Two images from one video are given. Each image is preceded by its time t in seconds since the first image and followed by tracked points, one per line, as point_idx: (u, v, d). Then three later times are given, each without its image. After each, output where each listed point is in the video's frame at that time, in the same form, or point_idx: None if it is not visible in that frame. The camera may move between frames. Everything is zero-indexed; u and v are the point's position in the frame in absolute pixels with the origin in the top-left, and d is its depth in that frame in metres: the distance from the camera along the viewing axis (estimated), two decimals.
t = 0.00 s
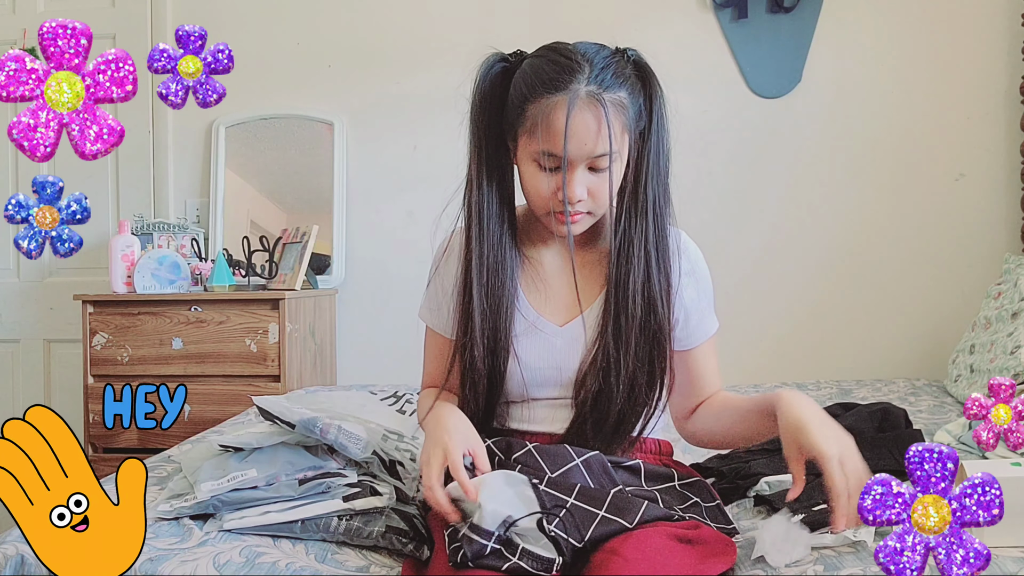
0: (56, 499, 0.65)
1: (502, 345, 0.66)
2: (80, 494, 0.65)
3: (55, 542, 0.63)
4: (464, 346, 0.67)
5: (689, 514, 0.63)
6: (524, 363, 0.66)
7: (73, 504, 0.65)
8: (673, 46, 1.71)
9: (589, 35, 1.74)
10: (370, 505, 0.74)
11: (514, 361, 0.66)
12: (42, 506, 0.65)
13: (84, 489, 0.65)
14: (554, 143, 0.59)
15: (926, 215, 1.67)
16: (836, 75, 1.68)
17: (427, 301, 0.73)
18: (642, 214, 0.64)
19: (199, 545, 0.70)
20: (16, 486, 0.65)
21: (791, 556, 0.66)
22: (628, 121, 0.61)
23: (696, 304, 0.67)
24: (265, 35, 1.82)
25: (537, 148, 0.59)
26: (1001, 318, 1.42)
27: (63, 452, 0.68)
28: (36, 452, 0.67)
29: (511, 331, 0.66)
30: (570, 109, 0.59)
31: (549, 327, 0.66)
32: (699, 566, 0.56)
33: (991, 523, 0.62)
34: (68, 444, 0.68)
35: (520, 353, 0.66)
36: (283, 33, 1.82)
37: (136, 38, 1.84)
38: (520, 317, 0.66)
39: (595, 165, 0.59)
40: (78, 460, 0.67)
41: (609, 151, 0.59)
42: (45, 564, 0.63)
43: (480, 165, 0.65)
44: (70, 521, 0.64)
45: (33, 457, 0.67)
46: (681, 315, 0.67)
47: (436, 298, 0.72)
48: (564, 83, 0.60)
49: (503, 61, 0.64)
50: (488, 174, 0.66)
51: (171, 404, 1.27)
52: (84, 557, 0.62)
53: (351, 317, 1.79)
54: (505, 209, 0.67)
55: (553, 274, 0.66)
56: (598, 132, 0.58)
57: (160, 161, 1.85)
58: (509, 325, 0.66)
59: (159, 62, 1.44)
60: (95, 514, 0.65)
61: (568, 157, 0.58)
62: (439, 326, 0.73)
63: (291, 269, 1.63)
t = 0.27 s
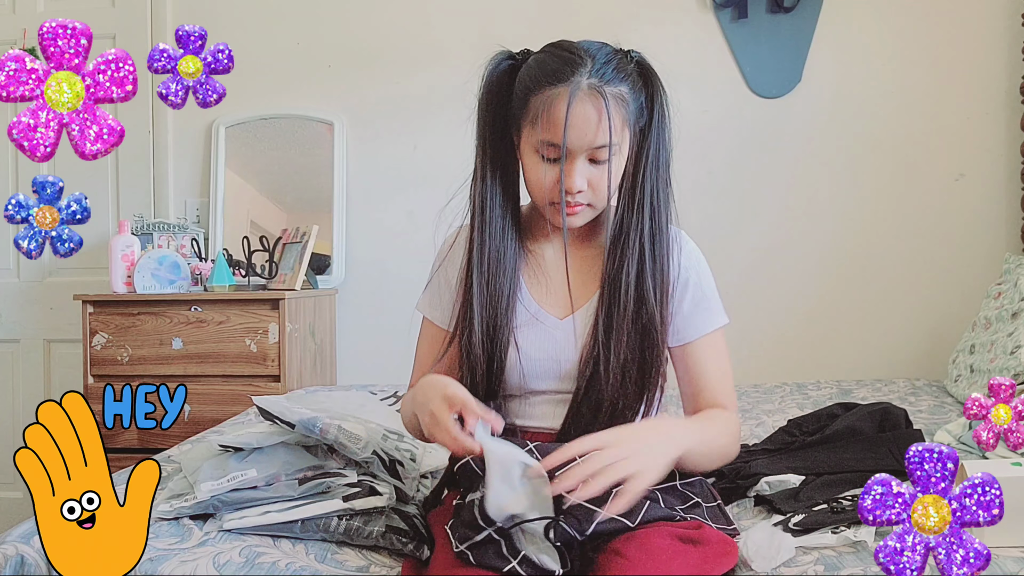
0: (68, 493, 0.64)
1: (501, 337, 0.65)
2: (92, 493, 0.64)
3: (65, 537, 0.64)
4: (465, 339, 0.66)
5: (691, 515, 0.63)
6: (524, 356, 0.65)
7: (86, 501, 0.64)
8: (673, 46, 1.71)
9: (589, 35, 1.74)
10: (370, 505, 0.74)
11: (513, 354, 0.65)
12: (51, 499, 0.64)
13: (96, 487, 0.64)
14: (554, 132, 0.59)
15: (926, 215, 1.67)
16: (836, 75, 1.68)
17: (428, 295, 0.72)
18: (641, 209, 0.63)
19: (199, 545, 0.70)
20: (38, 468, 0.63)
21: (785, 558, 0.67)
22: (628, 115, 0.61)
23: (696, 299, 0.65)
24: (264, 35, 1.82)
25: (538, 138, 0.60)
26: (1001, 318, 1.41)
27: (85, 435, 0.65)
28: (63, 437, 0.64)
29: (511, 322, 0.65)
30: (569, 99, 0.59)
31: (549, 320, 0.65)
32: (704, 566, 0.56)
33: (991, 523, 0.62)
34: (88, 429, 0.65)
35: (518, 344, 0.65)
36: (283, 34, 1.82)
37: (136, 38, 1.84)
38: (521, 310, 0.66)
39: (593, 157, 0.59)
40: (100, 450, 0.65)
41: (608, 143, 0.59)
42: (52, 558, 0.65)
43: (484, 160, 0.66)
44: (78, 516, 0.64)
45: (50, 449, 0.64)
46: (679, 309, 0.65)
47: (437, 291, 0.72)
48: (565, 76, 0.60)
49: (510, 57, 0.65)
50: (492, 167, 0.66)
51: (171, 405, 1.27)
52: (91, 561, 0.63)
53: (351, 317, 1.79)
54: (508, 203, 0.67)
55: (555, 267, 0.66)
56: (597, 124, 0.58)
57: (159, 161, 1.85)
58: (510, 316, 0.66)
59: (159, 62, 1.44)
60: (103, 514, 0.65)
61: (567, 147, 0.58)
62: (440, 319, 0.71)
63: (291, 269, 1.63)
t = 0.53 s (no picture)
0: (79, 489, 0.64)
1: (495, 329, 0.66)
2: (102, 491, 0.64)
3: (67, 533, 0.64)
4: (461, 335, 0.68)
5: (688, 513, 0.64)
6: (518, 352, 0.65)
7: (94, 500, 0.64)
8: (674, 46, 1.71)
9: (589, 36, 1.74)
10: (369, 505, 0.74)
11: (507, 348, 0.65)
12: (60, 494, 0.64)
13: (107, 486, 0.65)
14: (545, 121, 0.58)
15: (926, 215, 1.67)
16: (836, 75, 1.68)
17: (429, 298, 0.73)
18: (636, 204, 0.63)
19: (199, 545, 0.70)
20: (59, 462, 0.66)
21: (782, 559, 0.68)
22: (622, 109, 0.60)
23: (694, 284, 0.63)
24: (264, 35, 1.82)
25: (530, 128, 0.59)
26: (1001, 318, 1.41)
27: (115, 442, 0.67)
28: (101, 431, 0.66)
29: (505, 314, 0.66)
30: (561, 89, 0.58)
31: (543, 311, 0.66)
32: (701, 567, 0.55)
33: (991, 523, 0.62)
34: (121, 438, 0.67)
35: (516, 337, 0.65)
36: (283, 34, 1.82)
37: (136, 38, 1.84)
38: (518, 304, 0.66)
39: (586, 148, 0.58)
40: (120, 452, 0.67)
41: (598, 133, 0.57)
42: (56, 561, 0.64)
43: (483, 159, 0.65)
44: (86, 514, 0.64)
45: (81, 437, 0.67)
46: (673, 295, 0.63)
47: (443, 285, 0.73)
48: (558, 69, 0.60)
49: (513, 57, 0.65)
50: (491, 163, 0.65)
51: (171, 405, 1.27)
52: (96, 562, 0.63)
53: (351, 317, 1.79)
54: (506, 199, 0.66)
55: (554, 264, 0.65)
56: (587, 114, 0.57)
57: (160, 161, 1.85)
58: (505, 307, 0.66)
59: (159, 62, 1.44)
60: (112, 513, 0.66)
61: (557, 135, 0.57)
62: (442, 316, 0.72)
63: (291, 269, 1.63)
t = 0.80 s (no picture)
0: (74, 491, 0.63)
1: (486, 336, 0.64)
2: (97, 492, 0.63)
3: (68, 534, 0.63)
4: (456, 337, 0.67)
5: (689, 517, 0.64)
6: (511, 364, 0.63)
7: (89, 500, 0.63)
8: (673, 46, 1.71)
9: (589, 35, 1.74)
10: (369, 506, 0.74)
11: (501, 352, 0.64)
12: (55, 498, 0.63)
13: (101, 486, 0.64)
14: (542, 115, 0.59)
15: (926, 215, 1.67)
16: (836, 76, 1.68)
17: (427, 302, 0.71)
18: (636, 197, 0.62)
19: (199, 545, 0.70)
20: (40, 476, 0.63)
21: (782, 560, 0.68)
22: (618, 102, 0.60)
23: (694, 250, 0.63)
24: (264, 35, 1.82)
25: (528, 124, 0.60)
26: (1001, 318, 1.42)
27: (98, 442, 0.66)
28: (76, 431, 0.64)
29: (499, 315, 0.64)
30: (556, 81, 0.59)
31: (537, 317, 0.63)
32: (704, 567, 0.55)
33: (991, 523, 0.62)
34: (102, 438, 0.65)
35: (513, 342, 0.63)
36: (283, 33, 1.82)
37: (136, 38, 1.84)
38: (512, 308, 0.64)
39: (582, 140, 0.58)
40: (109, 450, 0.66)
41: (594, 123, 0.57)
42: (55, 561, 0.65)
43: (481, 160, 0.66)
44: (82, 515, 0.64)
45: (60, 442, 0.65)
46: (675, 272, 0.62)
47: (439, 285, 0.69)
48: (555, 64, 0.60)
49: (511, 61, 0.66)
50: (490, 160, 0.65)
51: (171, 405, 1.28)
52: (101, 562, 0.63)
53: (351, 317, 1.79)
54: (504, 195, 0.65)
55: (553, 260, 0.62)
56: (584, 105, 0.58)
57: (159, 161, 1.85)
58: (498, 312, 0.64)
59: (159, 62, 1.44)
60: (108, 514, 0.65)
61: (553, 127, 0.57)
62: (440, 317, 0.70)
63: (291, 269, 1.63)
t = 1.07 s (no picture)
0: (60, 497, 0.63)
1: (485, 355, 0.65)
2: (85, 494, 0.63)
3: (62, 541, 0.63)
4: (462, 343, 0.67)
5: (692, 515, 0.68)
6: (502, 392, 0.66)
7: (79, 503, 0.63)
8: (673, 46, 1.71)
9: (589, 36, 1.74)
10: (369, 505, 0.74)
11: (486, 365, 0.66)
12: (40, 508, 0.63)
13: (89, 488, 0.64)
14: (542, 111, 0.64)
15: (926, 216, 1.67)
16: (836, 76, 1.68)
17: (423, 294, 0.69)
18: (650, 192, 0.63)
19: (199, 545, 0.70)
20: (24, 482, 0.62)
21: (782, 560, 0.68)
22: (617, 96, 0.65)
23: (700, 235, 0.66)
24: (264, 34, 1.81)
25: (527, 121, 0.65)
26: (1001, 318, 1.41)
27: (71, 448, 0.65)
28: (38, 447, 0.63)
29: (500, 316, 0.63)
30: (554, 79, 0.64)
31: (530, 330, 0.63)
32: (706, 566, 0.61)
33: (991, 523, 0.62)
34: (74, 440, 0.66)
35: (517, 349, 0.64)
36: (283, 34, 1.82)
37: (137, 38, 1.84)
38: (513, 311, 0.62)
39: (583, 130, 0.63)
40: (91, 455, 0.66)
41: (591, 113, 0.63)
42: (46, 560, 0.64)
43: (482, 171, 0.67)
44: (73, 519, 0.63)
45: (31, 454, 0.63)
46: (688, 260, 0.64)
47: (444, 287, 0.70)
48: (553, 63, 0.65)
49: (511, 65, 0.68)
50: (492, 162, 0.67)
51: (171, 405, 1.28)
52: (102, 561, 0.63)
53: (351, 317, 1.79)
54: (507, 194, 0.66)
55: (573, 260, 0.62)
56: (583, 97, 0.63)
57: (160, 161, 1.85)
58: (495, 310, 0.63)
59: (160, 62, 1.45)
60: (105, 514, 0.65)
61: (554, 119, 0.64)
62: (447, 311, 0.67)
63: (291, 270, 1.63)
